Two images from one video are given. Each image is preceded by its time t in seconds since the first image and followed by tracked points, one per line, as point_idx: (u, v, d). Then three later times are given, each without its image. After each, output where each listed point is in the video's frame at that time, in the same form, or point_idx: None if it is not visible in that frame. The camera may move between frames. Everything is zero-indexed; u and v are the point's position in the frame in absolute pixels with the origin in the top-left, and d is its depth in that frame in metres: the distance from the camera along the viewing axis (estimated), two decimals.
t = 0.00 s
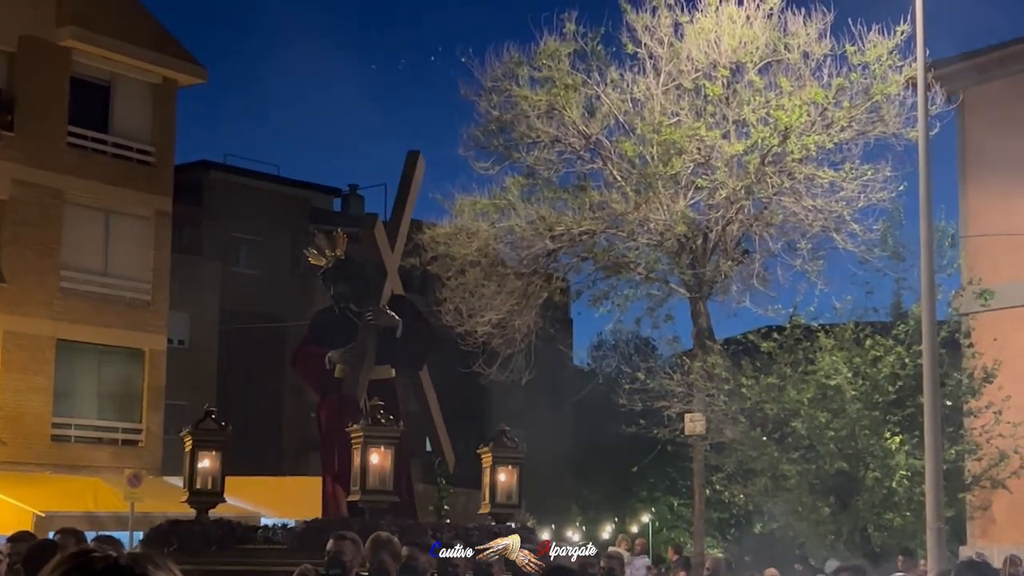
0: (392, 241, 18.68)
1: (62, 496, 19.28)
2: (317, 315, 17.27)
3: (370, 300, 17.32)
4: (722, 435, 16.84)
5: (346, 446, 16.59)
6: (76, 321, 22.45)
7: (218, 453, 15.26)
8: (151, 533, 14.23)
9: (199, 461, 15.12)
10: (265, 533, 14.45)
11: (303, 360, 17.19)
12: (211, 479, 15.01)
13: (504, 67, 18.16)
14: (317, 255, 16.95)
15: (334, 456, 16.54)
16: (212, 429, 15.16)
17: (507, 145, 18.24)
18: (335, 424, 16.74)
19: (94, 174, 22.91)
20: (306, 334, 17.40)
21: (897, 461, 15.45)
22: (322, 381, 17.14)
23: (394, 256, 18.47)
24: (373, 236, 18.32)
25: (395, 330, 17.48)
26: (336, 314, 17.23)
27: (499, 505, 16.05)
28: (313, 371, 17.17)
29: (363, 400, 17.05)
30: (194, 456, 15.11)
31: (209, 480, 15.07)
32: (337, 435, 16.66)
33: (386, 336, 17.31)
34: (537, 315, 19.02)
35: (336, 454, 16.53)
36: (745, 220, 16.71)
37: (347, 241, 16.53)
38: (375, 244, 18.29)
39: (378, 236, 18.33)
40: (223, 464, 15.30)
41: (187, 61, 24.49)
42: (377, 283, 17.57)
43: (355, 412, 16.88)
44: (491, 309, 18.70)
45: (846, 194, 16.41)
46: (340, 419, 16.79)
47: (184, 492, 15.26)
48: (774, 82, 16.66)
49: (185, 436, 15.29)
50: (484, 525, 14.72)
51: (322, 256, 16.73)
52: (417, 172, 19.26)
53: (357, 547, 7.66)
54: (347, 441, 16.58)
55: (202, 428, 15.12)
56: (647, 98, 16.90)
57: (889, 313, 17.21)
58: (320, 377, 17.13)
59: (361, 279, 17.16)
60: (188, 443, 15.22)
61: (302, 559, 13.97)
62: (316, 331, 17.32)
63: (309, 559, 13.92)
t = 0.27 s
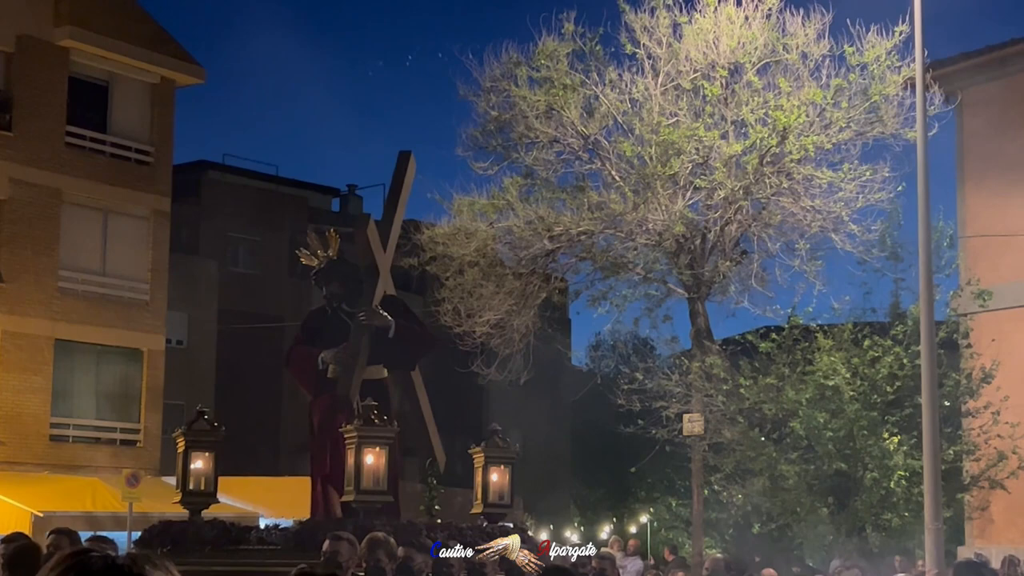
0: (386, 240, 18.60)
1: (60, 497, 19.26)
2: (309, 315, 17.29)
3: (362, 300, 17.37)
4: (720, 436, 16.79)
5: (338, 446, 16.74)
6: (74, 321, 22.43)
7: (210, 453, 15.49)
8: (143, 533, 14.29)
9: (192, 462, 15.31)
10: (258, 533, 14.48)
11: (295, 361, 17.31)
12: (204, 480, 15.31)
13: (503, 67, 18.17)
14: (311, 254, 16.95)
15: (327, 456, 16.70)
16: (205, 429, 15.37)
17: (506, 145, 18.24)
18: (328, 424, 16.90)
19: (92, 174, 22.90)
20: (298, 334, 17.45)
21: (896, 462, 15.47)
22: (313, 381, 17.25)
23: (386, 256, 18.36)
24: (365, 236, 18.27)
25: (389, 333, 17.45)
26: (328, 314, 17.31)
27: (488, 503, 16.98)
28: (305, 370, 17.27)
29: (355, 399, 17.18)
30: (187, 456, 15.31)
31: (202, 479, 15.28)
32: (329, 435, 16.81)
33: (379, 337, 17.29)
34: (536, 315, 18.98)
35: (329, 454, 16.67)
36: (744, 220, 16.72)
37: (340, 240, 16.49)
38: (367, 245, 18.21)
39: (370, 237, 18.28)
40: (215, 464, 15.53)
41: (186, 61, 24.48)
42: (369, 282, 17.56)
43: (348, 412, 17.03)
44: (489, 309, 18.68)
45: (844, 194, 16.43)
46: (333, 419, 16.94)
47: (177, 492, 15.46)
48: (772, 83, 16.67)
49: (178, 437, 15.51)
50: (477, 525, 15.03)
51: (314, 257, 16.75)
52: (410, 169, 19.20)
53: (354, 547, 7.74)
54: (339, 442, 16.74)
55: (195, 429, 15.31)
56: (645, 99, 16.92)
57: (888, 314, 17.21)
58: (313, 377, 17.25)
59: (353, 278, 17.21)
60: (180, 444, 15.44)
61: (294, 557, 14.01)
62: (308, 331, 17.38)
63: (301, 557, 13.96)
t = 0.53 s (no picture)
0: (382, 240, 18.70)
1: (58, 496, 19.26)
2: (307, 315, 17.61)
3: (360, 300, 17.70)
4: (718, 436, 16.75)
5: (337, 448, 17.09)
6: (73, 321, 22.43)
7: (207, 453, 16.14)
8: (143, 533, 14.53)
9: (189, 462, 15.95)
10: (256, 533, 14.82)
11: (293, 360, 17.52)
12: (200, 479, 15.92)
13: (501, 67, 18.17)
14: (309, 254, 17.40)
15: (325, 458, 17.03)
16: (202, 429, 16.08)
17: (504, 145, 18.25)
18: (326, 425, 17.18)
19: (91, 173, 22.88)
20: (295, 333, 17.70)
21: (894, 462, 15.52)
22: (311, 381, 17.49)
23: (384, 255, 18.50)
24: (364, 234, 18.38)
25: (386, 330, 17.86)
26: (325, 312, 17.61)
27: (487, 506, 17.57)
28: (303, 371, 17.50)
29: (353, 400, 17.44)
30: (184, 456, 15.94)
31: (199, 479, 15.90)
32: (327, 436, 17.12)
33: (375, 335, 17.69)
34: (535, 315, 18.98)
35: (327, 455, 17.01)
36: (743, 220, 16.73)
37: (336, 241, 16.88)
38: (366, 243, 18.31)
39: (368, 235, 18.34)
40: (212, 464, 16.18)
41: (185, 61, 24.48)
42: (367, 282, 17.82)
43: (346, 412, 17.30)
44: (488, 309, 18.70)
45: (843, 194, 16.43)
46: (331, 420, 17.23)
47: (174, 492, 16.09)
48: (771, 82, 16.67)
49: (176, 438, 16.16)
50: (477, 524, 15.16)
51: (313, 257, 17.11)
52: (406, 169, 19.25)
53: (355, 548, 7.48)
54: (338, 443, 17.07)
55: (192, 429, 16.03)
56: (644, 99, 16.93)
57: (886, 314, 17.21)
58: (311, 377, 17.49)
59: (350, 279, 17.39)
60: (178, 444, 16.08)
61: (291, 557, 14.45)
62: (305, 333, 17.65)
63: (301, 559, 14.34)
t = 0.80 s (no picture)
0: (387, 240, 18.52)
1: (57, 496, 19.25)
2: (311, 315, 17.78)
3: (366, 299, 17.74)
4: (717, 436, 16.73)
5: (340, 446, 17.13)
6: (70, 320, 22.42)
7: (210, 452, 16.16)
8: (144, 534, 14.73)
9: (194, 461, 16.02)
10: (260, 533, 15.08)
11: (296, 360, 17.69)
12: (203, 479, 16.00)
13: (500, 67, 18.17)
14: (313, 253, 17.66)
15: (329, 456, 17.08)
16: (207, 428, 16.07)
17: (503, 145, 18.24)
18: (330, 423, 17.25)
19: (89, 173, 22.87)
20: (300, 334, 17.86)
21: (892, 462, 15.55)
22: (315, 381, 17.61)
23: (388, 254, 18.24)
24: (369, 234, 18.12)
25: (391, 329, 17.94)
26: (329, 312, 17.76)
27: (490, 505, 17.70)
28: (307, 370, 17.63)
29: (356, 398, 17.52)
30: (188, 455, 15.98)
31: (203, 478, 15.97)
32: (331, 434, 17.19)
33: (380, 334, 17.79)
34: (533, 315, 18.97)
35: (331, 453, 17.07)
36: (741, 220, 16.72)
37: (342, 240, 17.23)
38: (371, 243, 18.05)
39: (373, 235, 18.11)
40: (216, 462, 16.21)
41: (183, 61, 24.48)
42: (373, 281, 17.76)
43: (349, 411, 17.38)
44: (486, 309, 18.65)
45: (842, 195, 16.43)
46: (335, 418, 17.31)
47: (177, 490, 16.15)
48: (769, 82, 16.67)
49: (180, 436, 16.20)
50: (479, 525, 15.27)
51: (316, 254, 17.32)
52: (409, 170, 19.25)
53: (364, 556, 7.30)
54: (341, 440, 17.11)
55: (196, 428, 16.01)
56: (643, 99, 16.91)
57: (884, 314, 17.22)
58: (315, 377, 17.65)
59: (353, 279, 17.63)
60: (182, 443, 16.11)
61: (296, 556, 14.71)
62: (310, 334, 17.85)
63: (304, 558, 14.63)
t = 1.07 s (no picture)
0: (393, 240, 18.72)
1: (55, 495, 19.25)
2: (315, 316, 17.85)
3: (372, 301, 17.86)
4: (715, 436, 16.69)
5: (348, 447, 17.34)
6: (69, 320, 22.41)
7: (215, 451, 16.23)
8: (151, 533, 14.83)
9: (199, 460, 16.07)
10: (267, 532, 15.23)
11: (304, 359, 17.75)
12: (209, 478, 16.08)
13: (499, 67, 18.17)
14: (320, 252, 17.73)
15: (337, 457, 17.28)
16: (213, 427, 16.17)
17: (502, 145, 18.23)
18: (337, 424, 17.46)
19: (88, 173, 22.86)
20: (305, 333, 17.93)
21: (891, 462, 15.60)
22: (320, 380, 17.69)
23: (395, 253, 18.58)
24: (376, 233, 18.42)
25: (398, 329, 18.01)
26: (335, 311, 17.85)
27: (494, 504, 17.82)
28: (313, 369, 17.69)
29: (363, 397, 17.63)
30: (195, 455, 16.04)
31: (209, 478, 16.07)
32: (338, 434, 17.38)
33: (388, 334, 17.83)
34: (532, 315, 18.96)
35: (339, 454, 17.26)
36: (740, 220, 16.70)
37: (350, 239, 17.28)
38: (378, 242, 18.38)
39: (380, 234, 18.41)
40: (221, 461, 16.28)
41: (182, 60, 24.47)
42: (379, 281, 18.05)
43: (356, 410, 17.53)
44: (485, 309, 18.64)
45: (840, 195, 16.43)
46: (341, 419, 17.49)
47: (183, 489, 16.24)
48: (768, 83, 16.67)
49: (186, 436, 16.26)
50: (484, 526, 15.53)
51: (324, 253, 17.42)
52: (415, 170, 19.28)
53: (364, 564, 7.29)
54: (348, 441, 17.29)
55: (203, 427, 16.11)
56: (642, 100, 16.90)
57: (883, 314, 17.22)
58: (322, 376, 17.72)
59: (360, 279, 17.80)
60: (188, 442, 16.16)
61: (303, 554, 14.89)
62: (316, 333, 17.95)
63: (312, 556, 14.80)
